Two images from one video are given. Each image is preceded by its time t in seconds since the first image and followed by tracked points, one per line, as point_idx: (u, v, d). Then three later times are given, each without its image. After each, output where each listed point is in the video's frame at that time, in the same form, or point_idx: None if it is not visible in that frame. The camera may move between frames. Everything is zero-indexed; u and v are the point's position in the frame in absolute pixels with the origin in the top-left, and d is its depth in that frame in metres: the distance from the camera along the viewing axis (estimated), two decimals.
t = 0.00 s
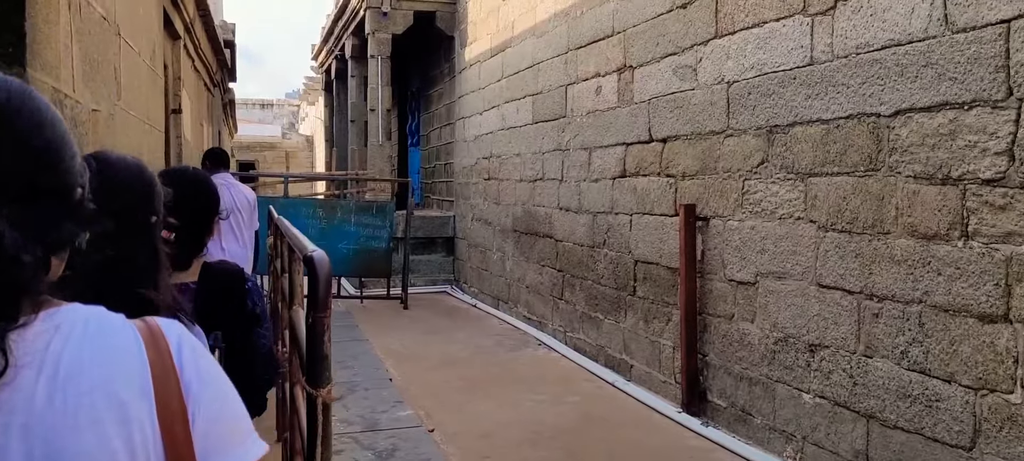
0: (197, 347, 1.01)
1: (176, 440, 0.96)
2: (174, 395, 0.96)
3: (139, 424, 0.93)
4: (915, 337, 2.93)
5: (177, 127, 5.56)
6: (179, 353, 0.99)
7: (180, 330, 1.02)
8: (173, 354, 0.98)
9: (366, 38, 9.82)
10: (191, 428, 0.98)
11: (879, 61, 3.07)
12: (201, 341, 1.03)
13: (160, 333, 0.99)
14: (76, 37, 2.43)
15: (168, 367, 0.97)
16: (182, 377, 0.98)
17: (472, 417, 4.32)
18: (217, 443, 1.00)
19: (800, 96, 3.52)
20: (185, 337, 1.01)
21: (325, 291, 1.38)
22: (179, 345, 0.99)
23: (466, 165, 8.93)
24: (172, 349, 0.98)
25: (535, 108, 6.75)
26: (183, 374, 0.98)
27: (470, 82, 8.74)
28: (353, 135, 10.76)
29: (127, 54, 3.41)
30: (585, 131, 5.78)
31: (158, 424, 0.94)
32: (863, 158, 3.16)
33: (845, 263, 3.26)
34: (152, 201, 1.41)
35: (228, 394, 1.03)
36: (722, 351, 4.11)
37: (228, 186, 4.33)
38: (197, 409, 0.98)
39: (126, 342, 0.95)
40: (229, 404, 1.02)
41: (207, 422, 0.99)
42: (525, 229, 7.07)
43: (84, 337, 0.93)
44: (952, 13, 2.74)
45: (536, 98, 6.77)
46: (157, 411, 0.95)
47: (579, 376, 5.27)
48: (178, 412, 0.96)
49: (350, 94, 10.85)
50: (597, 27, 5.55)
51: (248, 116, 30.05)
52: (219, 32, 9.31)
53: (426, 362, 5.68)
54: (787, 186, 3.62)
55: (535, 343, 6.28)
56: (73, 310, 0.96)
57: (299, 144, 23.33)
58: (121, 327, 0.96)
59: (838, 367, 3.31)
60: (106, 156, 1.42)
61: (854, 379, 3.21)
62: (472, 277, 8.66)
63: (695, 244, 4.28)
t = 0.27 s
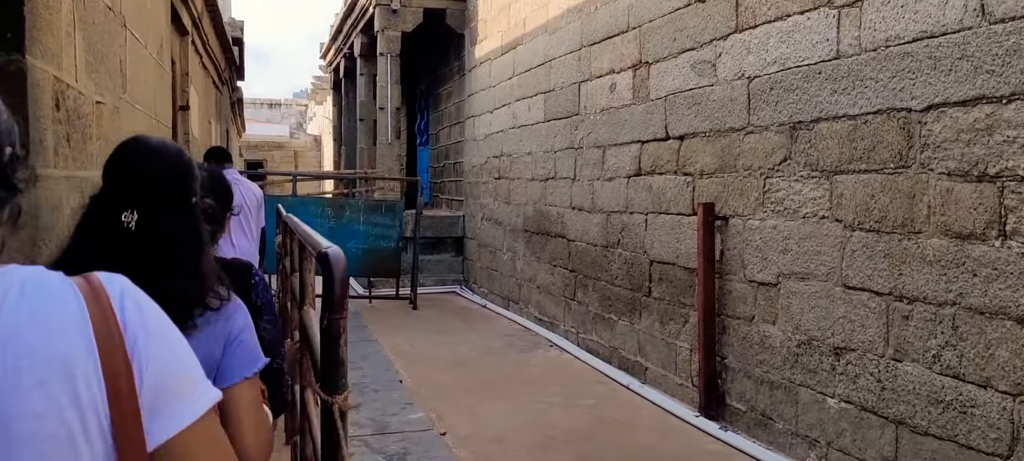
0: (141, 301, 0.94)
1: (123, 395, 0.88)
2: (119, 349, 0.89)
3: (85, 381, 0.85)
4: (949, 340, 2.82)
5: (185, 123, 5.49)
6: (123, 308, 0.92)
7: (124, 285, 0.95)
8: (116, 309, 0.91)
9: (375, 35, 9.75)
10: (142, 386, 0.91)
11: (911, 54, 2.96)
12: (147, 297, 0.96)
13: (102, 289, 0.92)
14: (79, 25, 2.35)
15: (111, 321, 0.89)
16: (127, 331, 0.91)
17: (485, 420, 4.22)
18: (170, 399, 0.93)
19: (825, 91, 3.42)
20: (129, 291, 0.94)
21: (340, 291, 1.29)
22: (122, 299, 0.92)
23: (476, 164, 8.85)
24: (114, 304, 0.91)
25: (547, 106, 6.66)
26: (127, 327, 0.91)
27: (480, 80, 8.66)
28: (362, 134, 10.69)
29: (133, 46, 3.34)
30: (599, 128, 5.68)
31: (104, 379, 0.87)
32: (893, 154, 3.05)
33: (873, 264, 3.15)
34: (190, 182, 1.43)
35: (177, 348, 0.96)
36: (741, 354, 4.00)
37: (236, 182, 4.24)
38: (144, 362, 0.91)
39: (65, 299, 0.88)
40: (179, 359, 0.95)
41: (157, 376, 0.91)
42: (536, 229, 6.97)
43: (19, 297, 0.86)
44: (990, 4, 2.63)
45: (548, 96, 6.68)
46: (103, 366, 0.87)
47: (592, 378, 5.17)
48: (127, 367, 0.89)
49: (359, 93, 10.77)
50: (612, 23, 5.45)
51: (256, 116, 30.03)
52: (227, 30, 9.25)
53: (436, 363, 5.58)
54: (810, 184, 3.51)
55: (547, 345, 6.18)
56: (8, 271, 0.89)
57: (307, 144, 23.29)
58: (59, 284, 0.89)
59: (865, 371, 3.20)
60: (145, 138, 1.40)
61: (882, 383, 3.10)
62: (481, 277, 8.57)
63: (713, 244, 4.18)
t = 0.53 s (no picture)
0: (157, 311, 0.86)
1: (132, 413, 0.80)
2: (129, 363, 0.81)
3: (95, 396, 0.78)
4: (991, 348, 2.70)
5: (194, 124, 5.41)
6: (136, 319, 0.84)
7: (139, 294, 0.87)
8: (128, 320, 0.83)
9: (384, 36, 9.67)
10: (151, 402, 0.82)
11: (949, 51, 2.84)
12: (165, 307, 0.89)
13: (115, 298, 0.84)
14: (88, 21, 2.26)
15: (124, 333, 0.82)
16: (138, 344, 0.83)
17: (502, 427, 4.12)
18: (181, 416, 0.85)
19: (856, 89, 3.31)
20: (143, 301, 0.86)
21: (377, 301, 1.17)
22: (135, 309, 0.85)
23: (486, 165, 8.75)
24: (127, 316, 0.83)
25: (561, 106, 6.56)
26: (140, 340, 0.83)
27: (490, 80, 8.56)
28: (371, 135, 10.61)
29: (143, 45, 3.26)
30: (615, 129, 5.58)
31: (114, 395, 0.79)
32: (930, 154, 2.94)
33: (908, 268, 3.04)
34: (222, 188, 1.57)
35: (193, 361, 0.88)
36: (766, 360, 3.88)
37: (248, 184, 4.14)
38: (158, 378, 0.82)
39: (78, 307, 0.81)
40: (195, 373, 0.87)
41: (170, 391, 0.83)
42: (549, 231, 6.87)
43: (30, 305, 0.79)
44: None
45: (561, 96, 6.58)
46: (113, 380, 0.79)
47: (609, 384, 5.06)
48: (135, 381, 0.81)
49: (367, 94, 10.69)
50: (628, 21, 5.35)
51: (263, 117, 30.00)
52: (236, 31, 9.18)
53: (449, 367, 5.49)
54: (840, 186, 3.40)
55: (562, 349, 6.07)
56: (20, 278, 0.81)
57: (314, 145, 23.24)
58: (71, 293, 0.82)
59: (899, 379, 3.09)
60: (177, 147, 1.54)
61: (919, 393, 2.99)
62: (493, 280, 8.47)
63: (736, 247, 4.07)
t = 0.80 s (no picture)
0: (223, 364, 0.86)
1: None
2: (195, 416, 0.81)
3: (166, 448, 0.78)
4: None
5: (201, 129, 5.31)
6: (203, 373, 0.84)
7: (203, 346, 0.87)
8: (196, 373, 0.83)
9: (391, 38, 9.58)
10: (214, 452, 0.82)
11: (988, 52, 2.74)
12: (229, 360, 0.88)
13: (182, 350, 0.84)
14: (96, 25, 2.16)
15: (192, 386, 0.82)
16: (205, 397, 0.83)
17: (518, 439, 4.02)
18: None
19: (886, 92, 3.20)
20: (208, 353, 0.86)
21: (418, 329, 1.08)
22: (200, 361, 0.85)
23: (494, 169, 8.65)
24: (194, 370, 0.83)
25: (572, 109, 6.46)
26: (207, 393, 0.83)
27: (498, 83, 8.47)
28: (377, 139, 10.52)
29: (151, 49, 3.16)
30: (628, 132, 5.48)
31: (183, 447, 0.80)
32: (967, 160, 2.83)
33: (943, 277, 2.93)
34: (237, 201, 1.47)
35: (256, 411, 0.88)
36: (790, 371, 3.78)
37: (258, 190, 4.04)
38: (223, 430, 0.83)
39: (151, 359, 0.81)
40: (258, 425, 0.88)
41: (233, 442, 0.83)
42: (560, 236, 6.77)
43: (105, 357, 0.79)
44: None
45: (572, 99, 6.48)
46: (182, 433, 0.80)
47: (625, 393, 4.95)
48: (201, 433, 0.81)
49: (373, 96, 10.59)
50: (642, 22, 5.25)
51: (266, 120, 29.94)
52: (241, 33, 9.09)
53: (461, 376, 5.38)
54: (870, 192, 3.29)
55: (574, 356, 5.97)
56: (92, 328, 0.81)
57: (318, 148, 23.16)
58: (143, 344, 0.81)
59: (934, 393, 2.98)
60: (187, 161, 1.44)
61: (955, 407, 2.88)
62: (501, 285, 8.37)
63: (758, 254, 3.96)
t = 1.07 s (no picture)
0: (284, 341, 1.00)
1: (262, 428, 0.94)
2: (261, 386, 0.95)
3: (235, 412, 0.91)
4: None
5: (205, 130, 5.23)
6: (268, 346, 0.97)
7: (269, 324, 1.00)
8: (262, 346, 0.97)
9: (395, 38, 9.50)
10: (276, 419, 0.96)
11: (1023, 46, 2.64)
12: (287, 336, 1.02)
13: (252, 326, 0.97)
14: (100, 18, 2.08)
15: (259, 358, 0.95)
16: (269, 369, 0.96)
17: (531, 446, 3.93)
18: (298, 433, 0.98)
19: (911, 89, 3.11)
20: (272, 330, 1.00)
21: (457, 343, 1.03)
22: (266, 337, 0.98)
23: (500, 170, 8.57)
24: (260, 342, 0.97)
25: (580, 109, 6.37)
26: (271, 366, 0.96)
27: (504, 83, 8.38)
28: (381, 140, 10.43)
29: (156, 46, 3.08)
30: (640, 132, 5.38)
31: (248, 411, 0.93)
32: (1000, 158, 2.74)
33: (975, 279, 2.84)
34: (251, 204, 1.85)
35: (310, 385, 1.01)
36: (810, 375, 3.68)
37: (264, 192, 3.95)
38: (284, 399, 0.96)
39: (223, 331, 0.94)
40: (313, 398, 1.01)
41: (292, 411, 0.97)
42: (568, 237, 6.68)
43: (184, 328, 0.92)
44: None
45: (581, 99, 6.39)
46: (248, 399, 0.93)
47: (637, 397, 4.86)
48: (265, 402, 0.95)
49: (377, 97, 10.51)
50: (654, 20, 5.15)
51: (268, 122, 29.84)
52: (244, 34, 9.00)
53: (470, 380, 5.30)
54: (895, 191, 3.20)
55: (584, 359, 5.87)
56: (173, 299, 0.95)
57: (320, 150, 23.06)
58: (216, 318, 0.95)
59: (964, 398, 2.89)
60: (210, 166, 1.82)
61: (987, 413, 2.79)
62: (508, 287, 8.28)
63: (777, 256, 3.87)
